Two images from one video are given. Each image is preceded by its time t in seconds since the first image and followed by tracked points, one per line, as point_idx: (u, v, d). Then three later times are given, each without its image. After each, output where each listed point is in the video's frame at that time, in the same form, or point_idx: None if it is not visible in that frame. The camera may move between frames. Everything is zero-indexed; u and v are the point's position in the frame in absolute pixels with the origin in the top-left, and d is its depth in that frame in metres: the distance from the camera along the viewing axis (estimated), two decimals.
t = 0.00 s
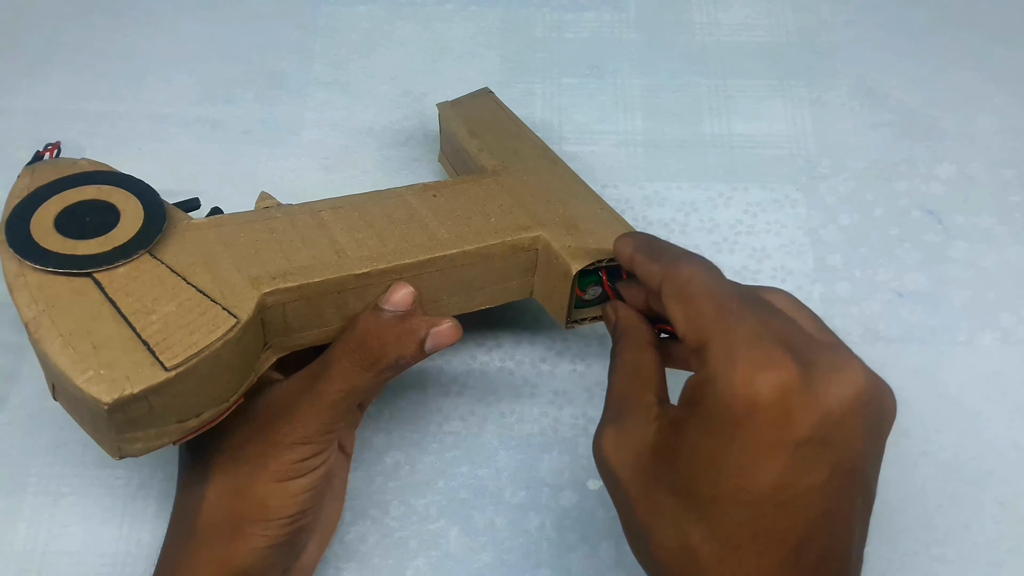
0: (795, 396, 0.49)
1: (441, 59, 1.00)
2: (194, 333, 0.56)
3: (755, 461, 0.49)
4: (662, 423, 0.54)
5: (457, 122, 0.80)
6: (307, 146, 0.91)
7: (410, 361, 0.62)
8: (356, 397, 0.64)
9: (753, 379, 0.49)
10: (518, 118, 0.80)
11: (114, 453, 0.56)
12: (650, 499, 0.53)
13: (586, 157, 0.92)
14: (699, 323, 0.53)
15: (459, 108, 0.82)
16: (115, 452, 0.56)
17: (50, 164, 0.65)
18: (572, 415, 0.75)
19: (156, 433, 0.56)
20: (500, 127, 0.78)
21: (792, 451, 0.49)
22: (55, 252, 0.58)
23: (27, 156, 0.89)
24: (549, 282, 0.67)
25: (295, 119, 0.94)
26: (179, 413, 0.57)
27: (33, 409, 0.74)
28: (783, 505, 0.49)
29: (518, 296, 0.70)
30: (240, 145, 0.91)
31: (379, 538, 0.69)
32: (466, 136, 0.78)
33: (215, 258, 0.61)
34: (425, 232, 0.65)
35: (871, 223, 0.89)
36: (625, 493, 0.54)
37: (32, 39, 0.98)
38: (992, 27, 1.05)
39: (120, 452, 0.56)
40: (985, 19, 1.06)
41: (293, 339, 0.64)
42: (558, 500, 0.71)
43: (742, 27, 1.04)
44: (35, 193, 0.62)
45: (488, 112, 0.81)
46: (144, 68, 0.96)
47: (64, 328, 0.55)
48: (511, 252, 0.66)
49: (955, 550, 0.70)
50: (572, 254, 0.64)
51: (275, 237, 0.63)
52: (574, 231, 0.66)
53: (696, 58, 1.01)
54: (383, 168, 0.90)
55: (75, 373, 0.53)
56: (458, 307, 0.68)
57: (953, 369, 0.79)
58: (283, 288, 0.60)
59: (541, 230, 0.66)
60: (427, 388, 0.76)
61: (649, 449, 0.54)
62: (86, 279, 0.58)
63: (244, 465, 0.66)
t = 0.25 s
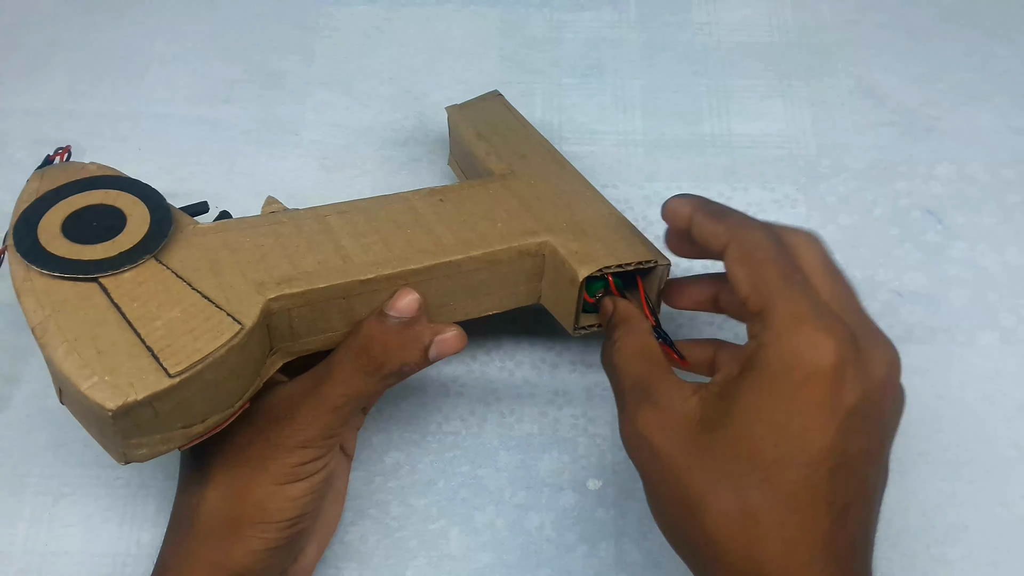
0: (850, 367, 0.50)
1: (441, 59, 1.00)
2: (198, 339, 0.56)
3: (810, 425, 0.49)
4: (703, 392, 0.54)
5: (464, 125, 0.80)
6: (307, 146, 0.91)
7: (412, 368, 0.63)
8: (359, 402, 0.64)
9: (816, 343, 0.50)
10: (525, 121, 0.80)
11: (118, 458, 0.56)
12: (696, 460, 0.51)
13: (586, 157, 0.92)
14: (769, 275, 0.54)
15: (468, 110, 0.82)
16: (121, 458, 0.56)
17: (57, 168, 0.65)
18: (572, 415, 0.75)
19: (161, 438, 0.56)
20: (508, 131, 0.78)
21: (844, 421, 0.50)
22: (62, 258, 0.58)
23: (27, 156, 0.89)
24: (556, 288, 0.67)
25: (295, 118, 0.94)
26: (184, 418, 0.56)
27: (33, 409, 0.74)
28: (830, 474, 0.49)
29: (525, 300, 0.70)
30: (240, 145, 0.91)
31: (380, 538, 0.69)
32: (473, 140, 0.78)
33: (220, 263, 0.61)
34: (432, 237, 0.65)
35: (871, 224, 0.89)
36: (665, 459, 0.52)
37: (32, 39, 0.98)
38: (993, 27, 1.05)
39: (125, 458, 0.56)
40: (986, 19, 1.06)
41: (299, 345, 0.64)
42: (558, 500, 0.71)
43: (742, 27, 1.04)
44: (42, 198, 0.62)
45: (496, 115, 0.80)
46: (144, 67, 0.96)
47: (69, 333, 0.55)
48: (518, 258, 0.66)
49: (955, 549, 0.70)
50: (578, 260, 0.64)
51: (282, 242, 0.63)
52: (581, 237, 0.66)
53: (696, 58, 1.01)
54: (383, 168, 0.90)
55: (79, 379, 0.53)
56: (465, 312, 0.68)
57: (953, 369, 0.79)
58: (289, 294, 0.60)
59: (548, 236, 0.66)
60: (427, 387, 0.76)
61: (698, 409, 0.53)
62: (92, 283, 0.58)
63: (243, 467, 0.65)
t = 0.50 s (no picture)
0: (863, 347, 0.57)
1: (441, 59, 1.00)
2: (199, 342, 0.56)
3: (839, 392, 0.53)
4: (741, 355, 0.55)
5: (474, 129, 0.80)
6: (307, 146, 0.91)
7: (412, 374, 0.62)
8: (357, 407, 0.64)
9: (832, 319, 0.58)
10: (536, 127, 0.80)
11: (117, 459, 0.56)
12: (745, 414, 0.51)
13: (586, 157, 0.92)
14: (792, 261, 0.64)
15: (478, 114, 0.82)
16: (121, 458, 0.56)
17: (67, 167, 0.66)
18: (571, 414, 0.75)
19: (159, 440, 0.56)
20: (518, 137, 0.78)
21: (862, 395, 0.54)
22: (66, 256, 0.58)
23: (28, 156, 0.89)
24: (561, 295, 0.67)
25: (295, 118, 0.94)
26: (183, 419, 0.56)
27: (33, 410, 0.74)
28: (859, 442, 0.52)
29: (530, 306, 0.70)
30: (240, 145, 0.91)
31: (379, 537, 0.69)
32: (482, 144, 0.77)
33: (225, 265, 0.61)
34: (437, 241, 0.64)
35: (871, 223, 0.88)
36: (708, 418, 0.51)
37: (32, 39, 0.98)
38: (993, 27, 1.05)
39: (124, 458, 0.56)
40: (985, 19, 1.06)
41: (301, 347, 0.64)
42: (557, 500, 0.71)
43: (742, 27, 1.04)
44: (49, 196, 0.63)
45: (506, 120, 0.80)
46: (144, 68, 0.96)
47: (72, 333, 0.55)
48: (523, 264, 0.65)
49: (956, 549, 0.69)
50: (583, 268, 0.64)
51: (287, 246, 0.63)
52: (588, 246, 0.65)
53: (696, 58, 1.01)
54: (382, 168, 0.90)
55: (79, 379, 0.53)
56: (468, 316, 0.68)
57: (953, 369, 0.79)
58: (292, 297, 0.60)
59: (554, 243, 0.65)
60: (427, 387, 0.76)
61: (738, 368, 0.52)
62: (95, 283, 0.58)
63: (242, 468, 0.65)
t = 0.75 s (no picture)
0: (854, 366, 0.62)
1: (441, 59, 1.00)
2: (204, 345, 0.56)
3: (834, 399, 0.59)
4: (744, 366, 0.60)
5: (478, 130, 0.80)
6: (307, 146, 0.91)
7: (415, 377, 0.62)
8: (359, 409, 0.64)
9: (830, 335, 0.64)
10: (540, 129, 0.79)
11: (122, 462, 0.56)
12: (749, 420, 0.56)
13: (586, 157, 0.92)
14: (790, 287, 0.69)
15: (481, 115, 0.82)
16: (124, 461, 0.56)
17: (69, 167, 0.66)
18: (571, 415, 0.75)
19: (164, 443, 0.56)
20: (521, 138, 0.78)
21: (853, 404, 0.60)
22: (71, 259, 0.58)
23: (28, 156, 0.89)
24: (565, 298, 0.67)
25: (295, 118, 0.93)
26: (188, 423, 0.56)
27: (33, 410, 0.74)
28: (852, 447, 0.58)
29: (534, 308, 0.70)
30: (240, 145, 0.91)
31: (379, 537, 0.69)
32: (486, 146, 0.77)
33: (228, 268, 0.61)
34: (441, 244, 0.64)
35: (871, 223, 0.89)
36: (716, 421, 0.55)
37: (32, 38, 0.98)
38: (993, 27, 1.05)
39: (128, 461, 0.56)
40: (986, 19, 1.06)
41: (305, 349, 0.64)
42: (558, 500, 0.71)
43: (742, 27, 1.04)
44: (52, 198, 0.62)
45: (509, 121, 0.80)
46: (144, 68, 0.96)
47: (76, 336, 0.55)
48: (527, 267, 0.65)
49: (956, 549, 0.70)
50: (588, 272, 0.63)
51: (291, 249, 0.62)
52: (592, 249, 0.65)
53: (696, 58, 1.01)
54: (382, 168, 0.90)
55: (84, 381, 0.53)
56: (472, 319, 0.68)
57: (953, 369, 0.79)
58: (296, 299, 0.60)
59: (558, 246, 0.65)
60: (427, 388, 0.76)
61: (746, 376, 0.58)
62: (99, 287, 0.58)
63: (242, 469, 0.65)
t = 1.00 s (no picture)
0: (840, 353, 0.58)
1: (441, 59, 1.00)
2: (203, 343, 0.55)
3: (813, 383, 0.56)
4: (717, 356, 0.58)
5: (483, 134, 0.80)
6: (307, 146, 0.91)
7: (418, 380, 0.62)
8: (360, 411, 0.64)
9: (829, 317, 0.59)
10: (544, 133, 0.80)
11: (120, 460, 0.56)
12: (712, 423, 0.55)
13: (586, 157, 0.92)
14: (778, 257, 0.64)
15: (487, 120, 0.82)
16: (123, 460, 0.56)
17: (73, 166, 0.66)
18: (572, 415, 0.75)
19: (163, 441, 0.56)
20: (525, 142, 0.78)
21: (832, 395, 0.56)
22: (71, 256, 0.58)
23: (28, 156, 0.89)
24: (567, 300, 0.67)
25: (295, 118, 0.93)
26: (187, 421, 0.56)
27: (34, 410, 0.74)
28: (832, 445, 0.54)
29: (536, 311, 0.70)
30: (239, 145, 0.91)
31: (379, 537, 0.69)
32: (490, 149, 0.77)
33: (230, 268, 0.61)
34: (443, 246, 0.64)
35: (871, 223, 0.88)
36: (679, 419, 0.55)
37: (32, 38, 0.98)
38: (993, 27, 1.05)
39: (127, 460, 0.56)
40: (986, 19, 1.06)
41: (305, 350, 0.64)
42: (557, 500, 0.71)
43: (742, 27, 1.04)
44: (55, 195, 0.63)
45: (514, 125, 0.80)
46: (144, 68, 0.96)
47: (76, 333, 0.55)
48: (529, 270, 0.65)
49: (956, 549, 0.70)
50: (590, 275, 0.63)
51: (293, 249, 0.62)
52: (595, 253, 0.65)
53: (696, 58, 1.01)
54: (382, 168, 0.90)
55: (83, 379, 0.53)
56: (473, 321, 0.68)
57: (953, 369, 0.79)
58: (297, 300, 0.60)
59: (560, 248, 0.65)
60: (428, 388, 0.76)
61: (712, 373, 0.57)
62: (100, 283, 0.58)
63: (243, 470, 0.65)
